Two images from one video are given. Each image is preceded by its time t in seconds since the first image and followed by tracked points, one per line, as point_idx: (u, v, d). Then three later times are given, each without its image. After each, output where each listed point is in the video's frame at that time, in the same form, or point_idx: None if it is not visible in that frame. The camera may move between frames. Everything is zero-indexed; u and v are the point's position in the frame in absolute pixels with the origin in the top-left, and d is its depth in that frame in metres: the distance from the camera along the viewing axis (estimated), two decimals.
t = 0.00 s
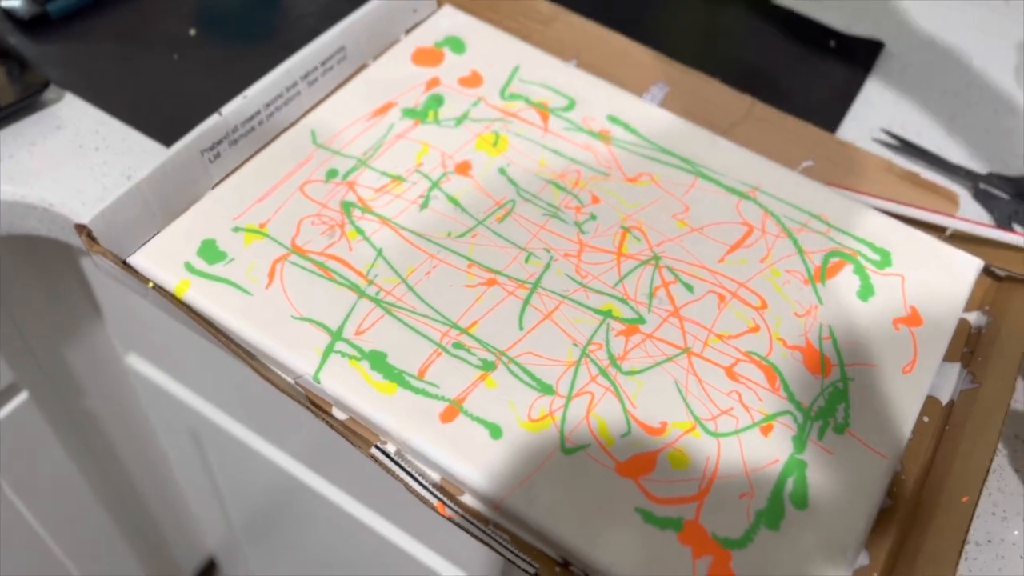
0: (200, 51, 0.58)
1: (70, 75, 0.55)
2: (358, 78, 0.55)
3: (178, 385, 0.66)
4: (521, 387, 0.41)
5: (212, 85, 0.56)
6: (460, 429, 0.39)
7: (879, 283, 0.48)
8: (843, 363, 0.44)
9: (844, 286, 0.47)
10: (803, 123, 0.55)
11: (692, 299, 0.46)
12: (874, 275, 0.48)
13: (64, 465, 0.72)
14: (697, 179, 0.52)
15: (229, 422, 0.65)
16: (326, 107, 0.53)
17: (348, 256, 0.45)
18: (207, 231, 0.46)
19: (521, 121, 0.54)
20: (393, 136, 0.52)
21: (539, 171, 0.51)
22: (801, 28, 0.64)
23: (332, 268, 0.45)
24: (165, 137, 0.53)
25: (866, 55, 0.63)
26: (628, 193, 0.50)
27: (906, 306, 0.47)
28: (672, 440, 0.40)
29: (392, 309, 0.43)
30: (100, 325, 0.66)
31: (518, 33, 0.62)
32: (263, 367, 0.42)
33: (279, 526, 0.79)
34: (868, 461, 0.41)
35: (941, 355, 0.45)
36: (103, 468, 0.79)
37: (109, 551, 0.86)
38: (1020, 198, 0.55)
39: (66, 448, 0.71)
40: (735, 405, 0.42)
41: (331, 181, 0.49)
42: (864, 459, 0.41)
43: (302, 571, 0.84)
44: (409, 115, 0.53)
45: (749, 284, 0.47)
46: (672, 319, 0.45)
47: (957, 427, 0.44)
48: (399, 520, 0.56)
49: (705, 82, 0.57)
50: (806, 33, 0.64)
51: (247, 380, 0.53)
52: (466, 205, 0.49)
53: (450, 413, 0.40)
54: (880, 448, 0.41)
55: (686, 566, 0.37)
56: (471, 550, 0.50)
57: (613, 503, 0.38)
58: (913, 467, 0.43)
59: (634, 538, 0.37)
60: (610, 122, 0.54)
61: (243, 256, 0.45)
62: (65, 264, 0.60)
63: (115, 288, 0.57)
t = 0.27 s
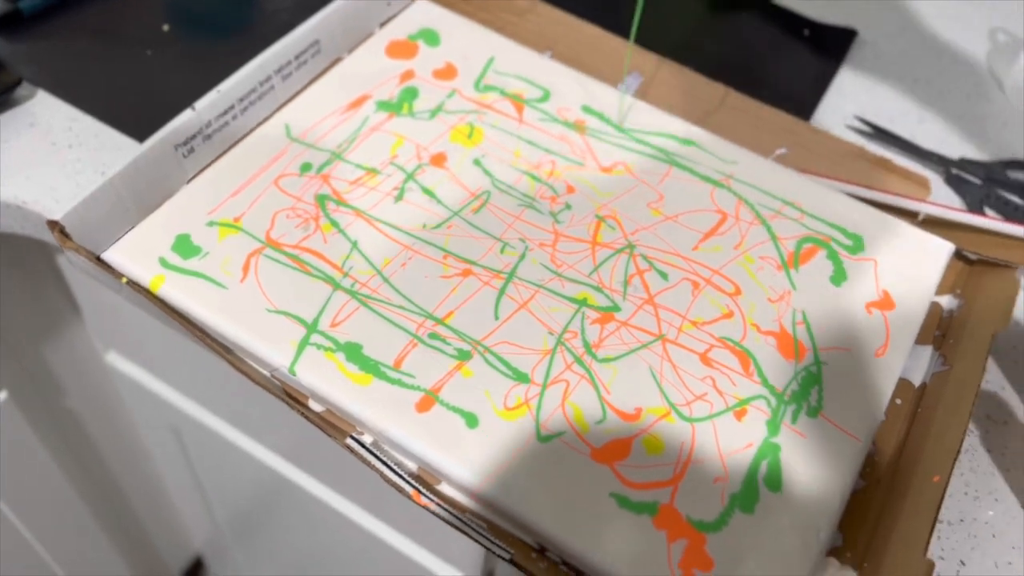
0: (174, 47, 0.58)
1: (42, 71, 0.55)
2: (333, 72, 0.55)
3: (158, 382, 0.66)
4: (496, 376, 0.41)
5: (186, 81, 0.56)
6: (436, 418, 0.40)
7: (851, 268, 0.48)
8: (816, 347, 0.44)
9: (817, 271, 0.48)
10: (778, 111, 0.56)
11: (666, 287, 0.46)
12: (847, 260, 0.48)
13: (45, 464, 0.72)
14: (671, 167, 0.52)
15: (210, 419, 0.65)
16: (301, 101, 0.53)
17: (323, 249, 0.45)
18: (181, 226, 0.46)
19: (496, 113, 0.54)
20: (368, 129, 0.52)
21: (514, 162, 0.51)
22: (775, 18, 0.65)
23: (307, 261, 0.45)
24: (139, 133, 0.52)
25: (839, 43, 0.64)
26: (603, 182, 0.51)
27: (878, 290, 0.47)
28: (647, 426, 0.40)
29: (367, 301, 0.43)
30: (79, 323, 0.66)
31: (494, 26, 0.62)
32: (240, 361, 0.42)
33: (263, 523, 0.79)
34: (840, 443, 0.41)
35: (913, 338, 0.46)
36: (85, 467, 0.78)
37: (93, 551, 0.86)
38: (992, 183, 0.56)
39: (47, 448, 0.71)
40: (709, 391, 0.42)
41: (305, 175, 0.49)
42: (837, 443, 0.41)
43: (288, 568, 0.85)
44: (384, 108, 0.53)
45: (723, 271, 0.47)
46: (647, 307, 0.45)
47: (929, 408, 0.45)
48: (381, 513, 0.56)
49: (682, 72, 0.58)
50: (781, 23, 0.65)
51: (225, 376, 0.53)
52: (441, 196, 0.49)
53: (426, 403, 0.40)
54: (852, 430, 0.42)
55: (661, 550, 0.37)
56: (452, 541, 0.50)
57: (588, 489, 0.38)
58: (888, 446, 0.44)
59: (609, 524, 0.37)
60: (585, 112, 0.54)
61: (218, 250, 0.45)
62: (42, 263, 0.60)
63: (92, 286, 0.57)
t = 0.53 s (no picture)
0: (151, 40, 0.58)
1: (18, 65, 0.55)
2: (311, 62, 0.55)
3: (142, 377, 0.66)
4: (475, 360, 0.42)
5: (164, 73, 0.56)
6: (417, 402, 0.40)
7: (826, 248, 0.49)
8: (791, 327, 0.45)
9: (793, 253, 0.48)
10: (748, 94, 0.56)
11: (643, 270, 0.46)
12: (822, 241, 0.49)
13: (30, 461, 0.72)
14: (647, 153, 0.52)
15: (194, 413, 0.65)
16: (278, 92, 0.53)
17: (301, 237, 0.46)
18: (160, 217, 0.46)
19: (473, 101, 0.54)
20: (346, 118, 0.52)
21: (491, 149, 0.52)
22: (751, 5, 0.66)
23: (285, 249, 0.45)
24: (116, 125, 0.52)
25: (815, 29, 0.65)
26: (581, 168, 0.51)
27: (853, 270, 0.48)
28: (625, 406, 0.41)
29: (346, 288, 0.44)
30: (61, 319, 0.66)
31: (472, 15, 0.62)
32: (219, 350, 0.42)
33: (251, 517, 0.79)
34: (816, 420, 0.42)
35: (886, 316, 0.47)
36: (71, 463, 0.78)
37: (80, 548, 0.85)
38: (964, 164, 0.56)
39: (32, 445, 0.71)
40: (686, 370, 0.42)
41: (283, 164, 0.49)
42: (813, 420, 0.42)
43: (276, 562, 0.85)
44: (361, 97, 0.53)
45: (699, 254, 0.47)
46: (624, 290, 0.45)
47: (902, 384, 0.46)
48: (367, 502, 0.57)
49: (652, 57, 0.58)
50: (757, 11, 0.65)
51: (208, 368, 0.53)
52: (419, 183, 0.49)
53: (406, 387, 0.40)
54: (828, 407, 0.42)
55: (639, 528, 0.37)
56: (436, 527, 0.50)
57: (567, 469, 0.39)
58: (865, 423, 0.45)
59: (589, 502, 0.38)
60: (562, 99, 0.55)
61: (196, 240, 0.45)
62: (22, 258, 0.60)
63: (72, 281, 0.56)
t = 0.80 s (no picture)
0: (127, 35, 0.58)
1: None
2: (288, 55, 0.55)
3: (124, 375, 0.66)
4: (456, 348, 0.42)
5: (141, 68, 0.56)
6: (398, 391, 0.40)
7: (805, 233, 0.49)
8: (770, 311, 0.45)
9: (772, 238, 0.49)
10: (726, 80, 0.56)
11: (623, 258, 0.46)
12: (800, 226, 0.49)
13: (14, 462, 0.71)
14: (626, 141, 0.52)
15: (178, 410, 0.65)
16: (256, 84, 0.53)
17: (280, 229, 0.45)
18: (138, 211, 0.46)
19: (452, 91, 0.54)
20: (324, 111, 0.52)
21: (470, 139, 0.52)
22: None
23: (264, 241, 0.45)
24: (93, 120, 0.52)
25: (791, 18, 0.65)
26: (560, 157, 0.51)
27: (831, 254, 0.48)
28: (606, 392, 0.41)
29: (326, 279, 0.44)
30: (42, 318, 0.65)
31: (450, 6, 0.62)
32: (200, 342, 0.41)
33: (238, 515, 0.79)
34: (795, 402, 0.42)
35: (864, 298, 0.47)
36: (55, 463, 0.78)
37: (66, 549, 0.85)
38: (941, 148, 0.57)
39: (15, 446, 0.70)
40: (666, 355, 0.43)
41: (261, 157, 0.49)
42: (793, 403, 0.42)
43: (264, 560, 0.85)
44: (339, 89, 0.53)
45: (679, 240, 0.48)
46: (604, 277, 0.45)
47: (880, 366, 0.46)
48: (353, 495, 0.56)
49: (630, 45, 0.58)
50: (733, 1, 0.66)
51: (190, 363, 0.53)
52: (399, 174, 0.49)
53: (387, 376, 0.40)
54: (807, 389, 0.43)
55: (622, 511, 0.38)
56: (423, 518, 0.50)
57: (550, 455, 0.39)
58: (845, 405, 0.46)
59: (571, 487, 0.38)
60: (541, 89, 0.55)
61: (175, 234, 0.45)
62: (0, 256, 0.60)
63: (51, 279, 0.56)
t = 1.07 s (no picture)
0: (107, 26, 0.58)
1: None
2: (271, 44, 0.55)
3: (111, 368, 0.66)
4: (444, 332, 0.42)
5: (122, 60, 0.56)
6: (387, 375, 0.40)
7: (789, 213, 0.49)
8: (756, 291, 0.46)
9: (757, 218, 0.49)
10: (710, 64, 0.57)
11: (609, 240, 0.47)
12: (784, 206, 0.50)
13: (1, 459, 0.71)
14: (611, 125, 0.53)
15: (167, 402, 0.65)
16: (239, 73, 0.53)
17: (266, 217, 0.45)
18: (122, 200, 0.45)
19: (436, 78, 0.54)
20: (308, 99, 0.52)
21: (455, 125, 0.52)
22: None
23: (250, 229, 0.45)
24: (75, 111, 0.52)
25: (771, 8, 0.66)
26: (545, 141, 0.51)
27: (815, 234, 0.49)
28: (594, 372, 0.41)
29: (312, 265, 0.44)
30: (27, 313, 0.65)
31: None
32: (188, 330, 0.41)
33: (229, 509, 0.79)
34: (781, 380, 0.43)
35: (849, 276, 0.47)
36: (43, 460, 0.77)
37: (55, 546, 0.85)
38: (922, 129, 0.57)
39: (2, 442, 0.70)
40: (653, 336, 0.43)
41: (246, 145, 0.49)
42: (779, 380, 0.43)
43: (256, 554, 0.85)
44: (322, 77, 0.53)
45: (664, 222, 0.48)
46: (591, 260, 0.46)
47: (865, 344, 0.47)
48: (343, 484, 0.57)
49: (617, 32, 0.59)
50: None
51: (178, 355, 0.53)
52: (384, 160, 0.49)
53: (376, 360, 0.40)
54: (793, 367, 0.43)
55: (612, 489, 0.38)
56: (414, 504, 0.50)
57: (539, 435, 0.39)
58: (831, 383, 0.46)
59: (561, 467, 0.38)
60: (525, 74, 0.55)
61: (160, 222, 0.45)
62: None
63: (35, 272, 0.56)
